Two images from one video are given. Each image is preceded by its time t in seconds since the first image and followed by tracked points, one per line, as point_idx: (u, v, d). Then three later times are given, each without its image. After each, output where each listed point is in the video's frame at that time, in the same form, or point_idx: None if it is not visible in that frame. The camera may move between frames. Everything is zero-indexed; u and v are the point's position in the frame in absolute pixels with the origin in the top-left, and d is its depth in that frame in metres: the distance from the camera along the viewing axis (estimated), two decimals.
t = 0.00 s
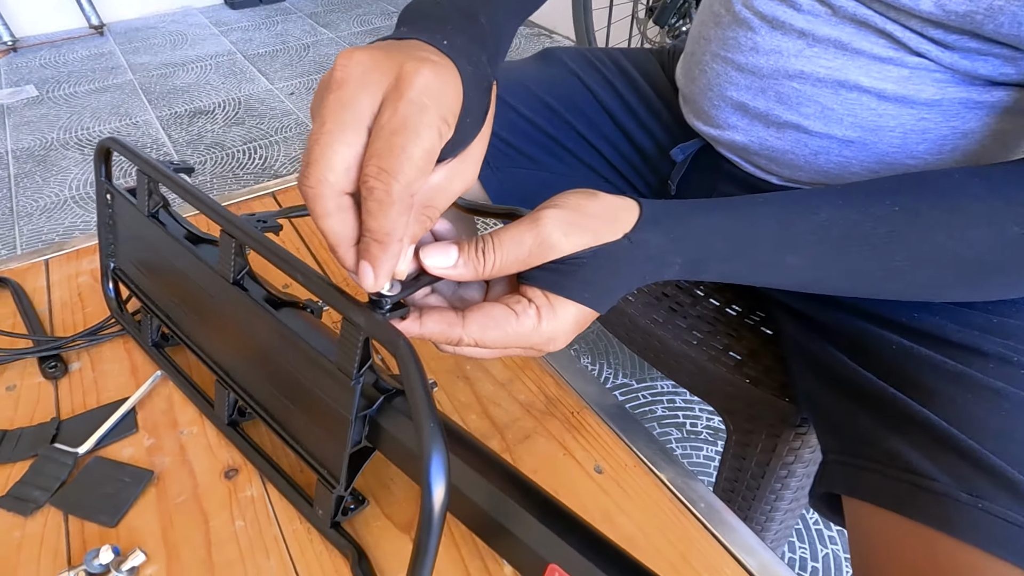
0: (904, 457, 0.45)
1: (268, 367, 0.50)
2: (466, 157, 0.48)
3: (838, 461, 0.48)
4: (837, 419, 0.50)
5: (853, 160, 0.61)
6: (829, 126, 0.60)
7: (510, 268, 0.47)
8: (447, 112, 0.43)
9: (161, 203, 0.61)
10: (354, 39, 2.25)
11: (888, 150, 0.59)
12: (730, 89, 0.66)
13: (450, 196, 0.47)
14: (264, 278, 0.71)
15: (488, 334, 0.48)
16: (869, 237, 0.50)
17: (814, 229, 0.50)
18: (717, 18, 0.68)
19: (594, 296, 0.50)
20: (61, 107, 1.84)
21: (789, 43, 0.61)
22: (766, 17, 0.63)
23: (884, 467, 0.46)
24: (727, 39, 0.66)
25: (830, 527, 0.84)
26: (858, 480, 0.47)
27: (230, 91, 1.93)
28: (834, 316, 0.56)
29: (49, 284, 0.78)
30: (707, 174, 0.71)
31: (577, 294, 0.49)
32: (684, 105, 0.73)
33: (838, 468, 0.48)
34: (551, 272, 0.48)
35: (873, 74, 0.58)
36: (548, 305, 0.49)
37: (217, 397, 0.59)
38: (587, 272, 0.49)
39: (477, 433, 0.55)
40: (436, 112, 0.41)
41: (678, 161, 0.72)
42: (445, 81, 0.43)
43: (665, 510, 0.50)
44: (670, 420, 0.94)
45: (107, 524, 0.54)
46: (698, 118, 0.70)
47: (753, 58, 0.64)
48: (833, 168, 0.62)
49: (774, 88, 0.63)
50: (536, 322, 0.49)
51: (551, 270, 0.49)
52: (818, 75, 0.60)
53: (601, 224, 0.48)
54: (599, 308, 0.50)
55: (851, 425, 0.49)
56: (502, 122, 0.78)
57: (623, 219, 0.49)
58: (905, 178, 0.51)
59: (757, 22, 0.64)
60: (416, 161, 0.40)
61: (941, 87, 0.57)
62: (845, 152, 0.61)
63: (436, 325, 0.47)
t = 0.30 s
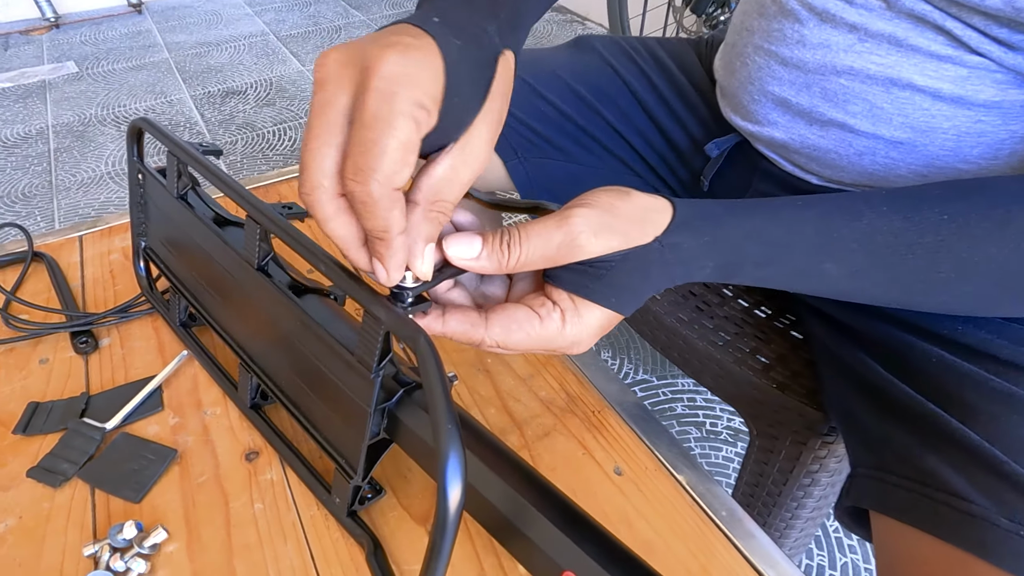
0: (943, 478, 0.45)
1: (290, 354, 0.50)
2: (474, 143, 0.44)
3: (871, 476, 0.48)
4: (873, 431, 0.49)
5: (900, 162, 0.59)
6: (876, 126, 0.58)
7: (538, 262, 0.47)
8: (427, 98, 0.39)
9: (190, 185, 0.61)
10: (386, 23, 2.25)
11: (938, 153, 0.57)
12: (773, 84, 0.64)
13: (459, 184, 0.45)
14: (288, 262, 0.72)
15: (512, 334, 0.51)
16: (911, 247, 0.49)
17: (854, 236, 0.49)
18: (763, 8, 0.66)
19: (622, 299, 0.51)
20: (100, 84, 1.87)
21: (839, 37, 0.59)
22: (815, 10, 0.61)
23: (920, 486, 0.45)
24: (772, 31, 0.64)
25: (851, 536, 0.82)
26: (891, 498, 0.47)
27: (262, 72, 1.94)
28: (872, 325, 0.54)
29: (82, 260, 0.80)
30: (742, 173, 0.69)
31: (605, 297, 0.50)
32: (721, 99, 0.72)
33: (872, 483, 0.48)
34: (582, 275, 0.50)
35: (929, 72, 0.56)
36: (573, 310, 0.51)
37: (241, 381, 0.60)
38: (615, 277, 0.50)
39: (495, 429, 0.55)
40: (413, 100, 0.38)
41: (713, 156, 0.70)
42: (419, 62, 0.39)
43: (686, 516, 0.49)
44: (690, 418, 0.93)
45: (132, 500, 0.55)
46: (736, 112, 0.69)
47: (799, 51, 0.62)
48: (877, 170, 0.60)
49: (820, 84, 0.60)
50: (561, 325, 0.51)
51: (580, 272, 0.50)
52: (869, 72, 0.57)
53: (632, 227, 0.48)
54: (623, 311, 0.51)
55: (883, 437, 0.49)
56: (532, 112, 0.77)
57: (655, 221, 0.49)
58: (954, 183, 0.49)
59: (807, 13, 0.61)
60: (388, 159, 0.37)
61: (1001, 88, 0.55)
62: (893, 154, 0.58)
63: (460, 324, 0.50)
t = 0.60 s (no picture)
0: (957, 489, 0.45)
1: (298, 346, 0.51)
2: (413, 129, 0.49)
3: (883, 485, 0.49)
4: (886, 439, 0.50)
5: (927, 162, 0.58)
6: (905, 126, 0.57)
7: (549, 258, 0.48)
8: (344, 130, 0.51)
9: (202, 172, 0.61)
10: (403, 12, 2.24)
11: (969, 154, 0.57)
12: (800, 80, 0.62)
13: (432, 169, 0.48)
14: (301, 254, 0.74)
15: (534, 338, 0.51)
16: (943, 238, 0.49)
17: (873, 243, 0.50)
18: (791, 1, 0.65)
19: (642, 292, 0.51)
20: (121, 69, 1.88)
21: (871, 33, 0.58)
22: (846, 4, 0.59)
23: (932, 496, 0.46)
24: (800, 25, 0.63)
25: (860, 541, 0.82)
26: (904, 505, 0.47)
27: (280, 60, 1.94)
28: (889, 330, 0.54)
29: (101, 246, 0.80)
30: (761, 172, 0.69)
31: (625, 290, 0.51)
32: (744, 94, 0.71)
33: (885, 491, 0.49)
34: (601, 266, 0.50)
35: (964, 71, 0.55)
36: (590, 307, 0.51)
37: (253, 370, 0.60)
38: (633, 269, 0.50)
39: (500, 428, 0.55)
40: (317, 130, 0.51)
41: (733, 152, 0.69)
42: (333, 98, 0.52)
43: (694, 521, 0.49)
44: (700, 417, 0.93)
45: (146, 486, 0.56)
46: (758, 109, 0.68)
47: (828, 46, 0.60)
48: (905, 169, 0.60)
49: (849, 80, 0.59)
50: (580, 323, 0.51)
51: (593, 265, 0.51)
52: (900, 69, 0.56)
53: (644, 212, 0.49)
54: (644, 300, 0.51)
55: (898, 446, 0.49)
56: (551, 106, 0.77)
57: (666, 202, 0.50)
58: (977, 193, 0.49)
59: (838, 8, 0.60)
60: (305, 183, 0.50)
61: None
62: (921, 154, 0.58)
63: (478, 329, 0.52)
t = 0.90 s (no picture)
0: (961, 492, 0.45)
1: (287, 348, 0.51)
2: (384, 132, 0.53)
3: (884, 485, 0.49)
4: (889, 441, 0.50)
5: (934, 163, 0.57)
6: (910, 125, 0.57)
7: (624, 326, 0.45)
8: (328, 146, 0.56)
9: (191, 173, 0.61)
10: (408, 6, 2.24)
11: (975, 154, 0.56)
12: (805, 79, 0.63)
13: (404, 172, 0.50)
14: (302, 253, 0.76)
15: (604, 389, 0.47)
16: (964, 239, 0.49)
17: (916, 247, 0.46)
18: None
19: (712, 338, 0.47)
20: (127, 62, 1.89)
21: (876, 31, 0.58)
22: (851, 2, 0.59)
23: (936, 498, 0.46)
24: (806, 25, 0.63)
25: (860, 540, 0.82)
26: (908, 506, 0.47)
27: (285, 54, 1.94)
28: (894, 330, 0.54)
29: (105, 241, 0.81)
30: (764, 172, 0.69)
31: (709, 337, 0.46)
32: (749, 93, 0.70)
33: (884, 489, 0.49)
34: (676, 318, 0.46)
35: (971, 69, 0.54)
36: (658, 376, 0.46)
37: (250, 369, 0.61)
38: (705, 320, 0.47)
39: (494, 430, 0.57)
40: (307, 148, 0.56)
41: (738, 153, 0.70)
42: (320, 118, 0.57)
43: (691, 522, 0.53)
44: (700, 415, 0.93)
45: (147, 480, 0.56)
46: (763, 108, 0.68)
47: (833, 45, 0.60)
48: (910, 170, 0.59)
49: (854, 79, 0.59)
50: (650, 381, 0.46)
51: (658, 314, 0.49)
52: (906, 68, 0.56)
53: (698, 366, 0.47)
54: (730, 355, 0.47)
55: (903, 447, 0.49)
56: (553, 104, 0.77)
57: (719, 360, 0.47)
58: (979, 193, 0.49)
59: (845, 5, 0.59)
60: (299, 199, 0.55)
61: None
62: (926, 154, 0.57)
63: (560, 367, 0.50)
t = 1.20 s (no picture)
0: (975, 501, 0.45)
1: (300, 343, 0.52)
2: (379, 138, 0.54)
3: (892, 488, 0.50)
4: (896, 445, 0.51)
5: (932, 162, 0.59)
6: (909, 123, 0.58)
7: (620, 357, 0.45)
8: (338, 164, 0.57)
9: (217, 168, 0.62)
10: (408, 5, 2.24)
11: (973, 153, 0.57)
12: (804, 78, 0.64)
13: (403, 176, 0.51)
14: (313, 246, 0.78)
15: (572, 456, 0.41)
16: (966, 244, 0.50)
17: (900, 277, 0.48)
18: None
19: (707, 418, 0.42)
20: (127, 60, 1.89)
21: (875, 31, 0.58)
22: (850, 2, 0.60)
23: (949, 506, 0.46)
24: (805, 25, 0.63)
25: (857, 538, 0.83)
26: (921, 513, 0.48)
27: (287, 52, 1.95)
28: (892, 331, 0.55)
29: (108, 240, 0.82)
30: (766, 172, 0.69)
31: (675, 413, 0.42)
32: (748, 94, 0.71)
33: (892, 493, 0.50)
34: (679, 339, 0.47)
35: (969, 68, 0.55)
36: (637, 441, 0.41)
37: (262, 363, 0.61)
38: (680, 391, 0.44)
39: (489, 429, 0.57)
40: (320, 171, 0.58)
41: (738, 153, 0.69)
42: (326, 138, 0.59)
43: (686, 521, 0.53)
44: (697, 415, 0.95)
45: (152, 477, 0.57)
46: (762, 108, 0.69)
47: (832, 45, 0.61)
48: (909, 169, 0.60)
49: (854, 78, 0.60)
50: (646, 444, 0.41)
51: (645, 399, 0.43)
52: (905, 67, 0.57)
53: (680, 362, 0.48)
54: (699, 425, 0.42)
55: (917, 455, 0.50)
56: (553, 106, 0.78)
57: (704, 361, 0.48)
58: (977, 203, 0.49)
59: (844, 6, 0.60)
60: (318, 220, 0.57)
61: None
62: (925, 152, 0.59)
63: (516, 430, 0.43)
